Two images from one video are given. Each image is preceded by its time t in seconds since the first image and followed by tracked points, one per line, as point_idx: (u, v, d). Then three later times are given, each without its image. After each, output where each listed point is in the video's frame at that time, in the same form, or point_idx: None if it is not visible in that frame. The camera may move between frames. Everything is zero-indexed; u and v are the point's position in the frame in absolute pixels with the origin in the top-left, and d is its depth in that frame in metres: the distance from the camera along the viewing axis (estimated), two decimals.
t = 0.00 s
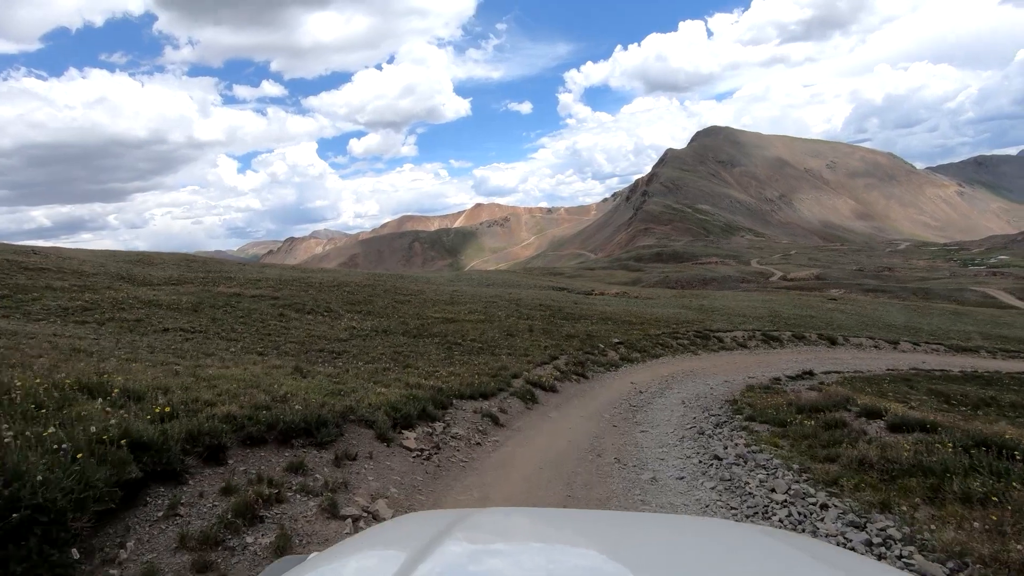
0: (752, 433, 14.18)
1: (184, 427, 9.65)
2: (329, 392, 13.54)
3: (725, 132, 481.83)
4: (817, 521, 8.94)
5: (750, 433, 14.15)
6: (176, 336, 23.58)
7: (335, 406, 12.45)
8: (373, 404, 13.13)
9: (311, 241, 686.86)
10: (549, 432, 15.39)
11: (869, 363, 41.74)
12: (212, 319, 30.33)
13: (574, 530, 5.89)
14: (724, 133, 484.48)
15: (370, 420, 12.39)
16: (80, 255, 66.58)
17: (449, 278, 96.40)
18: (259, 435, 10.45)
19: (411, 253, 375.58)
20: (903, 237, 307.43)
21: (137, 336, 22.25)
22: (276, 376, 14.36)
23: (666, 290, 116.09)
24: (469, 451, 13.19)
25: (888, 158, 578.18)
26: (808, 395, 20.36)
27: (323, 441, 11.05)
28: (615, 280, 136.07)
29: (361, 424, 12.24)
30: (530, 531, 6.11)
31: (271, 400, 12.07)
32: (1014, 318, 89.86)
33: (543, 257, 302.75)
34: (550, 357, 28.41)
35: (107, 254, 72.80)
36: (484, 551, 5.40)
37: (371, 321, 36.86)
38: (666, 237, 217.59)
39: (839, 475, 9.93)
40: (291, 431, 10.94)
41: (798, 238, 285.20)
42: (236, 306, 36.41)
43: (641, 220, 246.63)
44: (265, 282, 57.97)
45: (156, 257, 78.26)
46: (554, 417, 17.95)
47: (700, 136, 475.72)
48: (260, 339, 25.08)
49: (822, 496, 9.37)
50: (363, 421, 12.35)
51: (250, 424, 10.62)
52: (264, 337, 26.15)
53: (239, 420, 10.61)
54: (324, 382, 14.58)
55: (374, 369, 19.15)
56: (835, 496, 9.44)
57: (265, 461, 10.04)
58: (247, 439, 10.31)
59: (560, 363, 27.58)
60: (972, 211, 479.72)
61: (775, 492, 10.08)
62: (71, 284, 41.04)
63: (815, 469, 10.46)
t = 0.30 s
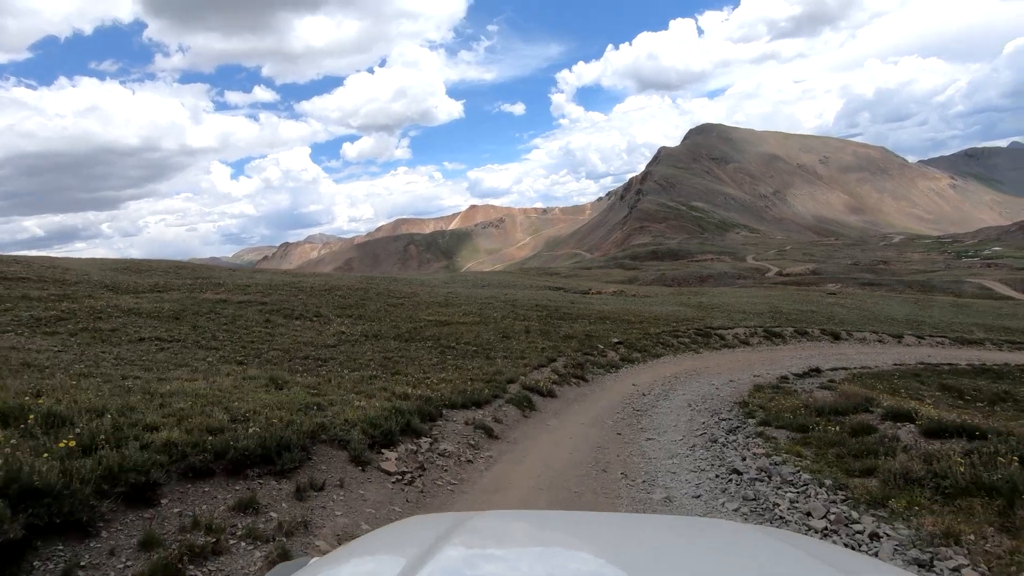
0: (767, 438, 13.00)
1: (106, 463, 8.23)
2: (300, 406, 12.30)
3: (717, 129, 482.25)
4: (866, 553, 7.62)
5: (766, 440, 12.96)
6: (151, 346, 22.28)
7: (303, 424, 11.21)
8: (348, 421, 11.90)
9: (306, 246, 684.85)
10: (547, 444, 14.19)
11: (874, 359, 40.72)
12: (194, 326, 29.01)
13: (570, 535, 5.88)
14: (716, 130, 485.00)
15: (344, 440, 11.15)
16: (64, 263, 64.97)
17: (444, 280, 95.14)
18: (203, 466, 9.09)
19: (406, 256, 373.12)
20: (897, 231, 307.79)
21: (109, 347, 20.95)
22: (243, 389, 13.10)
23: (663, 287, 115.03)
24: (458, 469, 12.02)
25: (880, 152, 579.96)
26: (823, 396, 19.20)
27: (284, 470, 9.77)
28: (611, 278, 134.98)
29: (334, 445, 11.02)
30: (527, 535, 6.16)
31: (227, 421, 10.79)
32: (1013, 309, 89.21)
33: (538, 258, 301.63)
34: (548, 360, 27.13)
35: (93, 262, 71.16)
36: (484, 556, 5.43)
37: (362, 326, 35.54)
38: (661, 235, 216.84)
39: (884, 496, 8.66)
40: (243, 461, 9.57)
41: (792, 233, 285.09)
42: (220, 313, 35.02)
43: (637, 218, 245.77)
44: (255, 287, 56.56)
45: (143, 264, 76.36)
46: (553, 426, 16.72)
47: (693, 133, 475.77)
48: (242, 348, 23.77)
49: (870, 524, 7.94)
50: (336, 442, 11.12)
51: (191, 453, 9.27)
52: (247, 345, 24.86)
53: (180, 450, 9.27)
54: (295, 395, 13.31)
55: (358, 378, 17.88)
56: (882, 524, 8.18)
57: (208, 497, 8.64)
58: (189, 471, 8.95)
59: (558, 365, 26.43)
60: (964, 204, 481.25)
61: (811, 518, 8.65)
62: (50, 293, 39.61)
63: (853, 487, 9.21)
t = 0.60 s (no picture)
0: (785, 448, 11.73)
1: None
2: (261, 425, 11.00)
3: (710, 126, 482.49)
4: None
5: (785, 448, 11.71)
6: (122, 355, 20.93)
7: (259, 448, 9.90)
8: (316, 441, 10.60)
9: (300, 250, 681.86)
10: (544, 457, 12.92)
11: (879, 355, 39.70)
12: (172, 332, 27.67)
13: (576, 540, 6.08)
14: (708, 127, 485.44)
15: (309, 463, 9.87)
16: (47, 270, 63.32)
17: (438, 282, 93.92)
18: (121, 507, 7.72)
19: (400, 258, 371.37)
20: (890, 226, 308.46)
21: (74, 356, 19.59)
22: (201, 405, 11.81)
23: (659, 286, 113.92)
24: (442, 491, 10.73)
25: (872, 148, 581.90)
26: (838, 396, 18.03)
27: (228, 506, 8.42)
28: (607, 277, 134.08)
29: (296, 471, 9.72)
30: (525, 540, 5.95)
31: (167, 447, 9.51)
32: (1011, 301, 88.58)
33: (533, 258, 300.47)
34: (544, 362, 25.86)
35: (79, 268, 69.52)
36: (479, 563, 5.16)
37: (350, 330, 34.23)
38: (656, 233, 216.04)
39: (947, 521, 7.25)
40: (175, 497, 8.19)
41: (786, 229, 285.10)
42: (202, 319, 33.63)
43: (631, 216, 244.98)
44: (243, 291, 55.12)
45: (129, 270, 74.66)
46: (551, 435, 15.45)
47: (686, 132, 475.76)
48: (220, 356, 22.45)
49: (936, 560, 6.56)
50: (299, 466, 9.86)
51: (104, 493, 7.86)
52: (225, 352, 23.54)
53: (91, 489, 7.86)
54: (259, 409, 12.00)
55: (339, 386, 16.57)
56: (951, 557, 6.63)
57: (120, 548, 7.21)
58: (103, 514, 7.58)
59: (555, 367, 25.22)
60: (956, 198, 483.40)
61: (862, 551, 7.11)
62: (26, 300, 38.10)
63: (901, 506, 7.93)
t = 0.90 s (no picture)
0: (805, 461, 10.53)
1: None
2: (211, 448, 9.67)
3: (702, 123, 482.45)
4: None
5: (807, 460, 10.52)
6: (86, 363, 19.47)
7: (199, 480, 8.53)
8: (273, 467, 9.28)
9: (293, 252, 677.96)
10: (541, 472, 11.71)
11: (883, 350, 38.77)
12: (148, 338, 26.30)
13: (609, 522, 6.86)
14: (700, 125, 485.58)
15: (257, 496, 8.52)
16: (26, 275, 61.41)
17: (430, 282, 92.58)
18: None
19: (394, 258, 369.53)
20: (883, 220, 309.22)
21: (33, 366, 18.12)
22: (149, 425, 10.53)
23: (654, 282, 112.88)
24: (422, 519, 9.41)
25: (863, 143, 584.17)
26: (853, 396, 16.94)
27: (141, 561, 6.84)
28: (601, 275, 132.99)
29: (243, 506, 8.35)
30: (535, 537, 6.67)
31: (80, 482, 8.17)
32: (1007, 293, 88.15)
33: (528, 258, 299.19)
34: (540, 364, 24.66)
35: (60, 272, 67.61)
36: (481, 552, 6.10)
37: (338, 332, 32.91)
38: (650, 231, 215.21)
39: None
40: (69, 555, 6.57)
41: (780, 225, 285.18)
42: (182, 322, 32.20)
43: (625, 213, 244.07)
44: (229, 294, 53.58)
45: (114, 273, 72.86)
46: (547, 445, 14.19)
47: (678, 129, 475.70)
48: (195, 362, 21.14)
49: None
50: (246, 499, 8.50)
51: None
52: (202, 358, 22.24)
53: None
54: (213, 427, 10.68)
55: (317, 395, 15.30)
56: None
57: None
58: None
59: (551, 369, 24.01)
60: (947, 191, 485.69)
61: None
62: None
63: (972, 536, 6.73)
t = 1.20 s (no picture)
0: (837, 480, 9.22)
1: None
2: (141, 478, 8.15)
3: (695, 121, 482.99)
4: None
5: (835, 477, 9.35)
6: (46, 371, 18.03)
7: (110, 526, 6.71)
8: (213, 502, 7.59)
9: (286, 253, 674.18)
10: (537, 491, 10.50)
11: (885, 347, 37.88)
12: (120, 342, 24.90)
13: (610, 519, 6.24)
14: (693, 123, 486.16)
15: (184, 544, 6.77)
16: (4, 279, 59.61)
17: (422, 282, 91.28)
18: None
19: (388, 259, 367.53)
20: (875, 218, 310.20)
21: None
22: (80, 449, 9.09)
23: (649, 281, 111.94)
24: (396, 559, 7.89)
25: (855, 140, 586.36)
26: (870, 400, 15.83)
27: None
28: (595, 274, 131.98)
29: (163, 559, 6.56)
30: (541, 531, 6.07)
31: None
32: (1002, 288, 87.83)
33: (521, 257, 297.93)
34: (534, 366, 23.44)
35: (40, 275, 65.76)
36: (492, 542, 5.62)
37: (324, 334, 31.61)
38: (644, 229, 214.53)
39: None
40: None
41: (773, 222, 285.56)
42: (160, 326, 30.77)
43: (619, 212, 243.23)
44: (214, 296, 52.05)
45: (98, 276, 71.14)
46: (542, 459, 12.96)
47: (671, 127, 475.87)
48: (165, 369, 19.78)
49: None
50: (168, 550, 6.71)
51: None
52: (175, 364, 20.89)
53: None
54: (151, 451, 9.22)
55: (291, 405, 13.97)
56: None
57: None
58: None
59: (546, 371, 22.82)
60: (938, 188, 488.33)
61: None
62: None
63: None
